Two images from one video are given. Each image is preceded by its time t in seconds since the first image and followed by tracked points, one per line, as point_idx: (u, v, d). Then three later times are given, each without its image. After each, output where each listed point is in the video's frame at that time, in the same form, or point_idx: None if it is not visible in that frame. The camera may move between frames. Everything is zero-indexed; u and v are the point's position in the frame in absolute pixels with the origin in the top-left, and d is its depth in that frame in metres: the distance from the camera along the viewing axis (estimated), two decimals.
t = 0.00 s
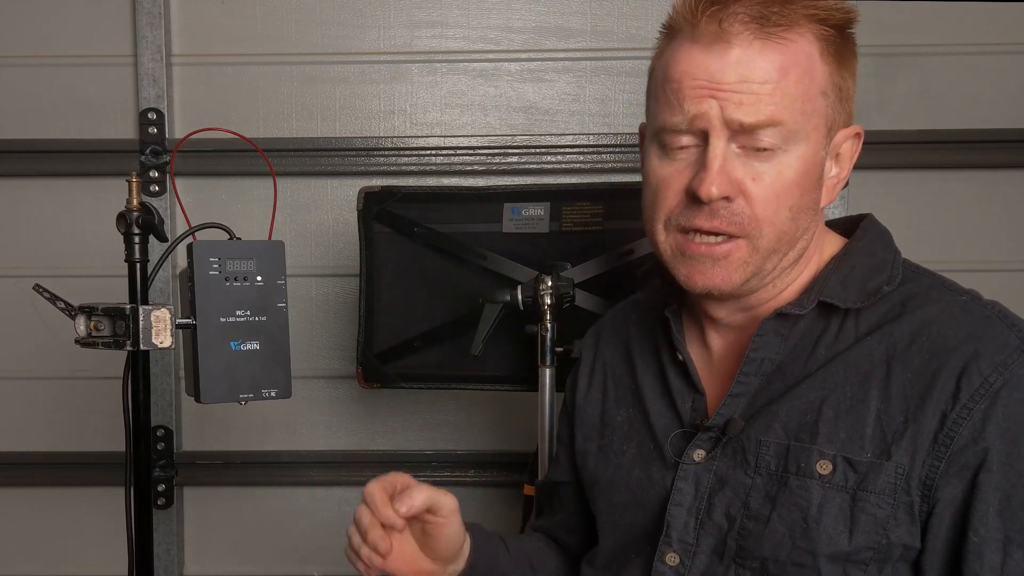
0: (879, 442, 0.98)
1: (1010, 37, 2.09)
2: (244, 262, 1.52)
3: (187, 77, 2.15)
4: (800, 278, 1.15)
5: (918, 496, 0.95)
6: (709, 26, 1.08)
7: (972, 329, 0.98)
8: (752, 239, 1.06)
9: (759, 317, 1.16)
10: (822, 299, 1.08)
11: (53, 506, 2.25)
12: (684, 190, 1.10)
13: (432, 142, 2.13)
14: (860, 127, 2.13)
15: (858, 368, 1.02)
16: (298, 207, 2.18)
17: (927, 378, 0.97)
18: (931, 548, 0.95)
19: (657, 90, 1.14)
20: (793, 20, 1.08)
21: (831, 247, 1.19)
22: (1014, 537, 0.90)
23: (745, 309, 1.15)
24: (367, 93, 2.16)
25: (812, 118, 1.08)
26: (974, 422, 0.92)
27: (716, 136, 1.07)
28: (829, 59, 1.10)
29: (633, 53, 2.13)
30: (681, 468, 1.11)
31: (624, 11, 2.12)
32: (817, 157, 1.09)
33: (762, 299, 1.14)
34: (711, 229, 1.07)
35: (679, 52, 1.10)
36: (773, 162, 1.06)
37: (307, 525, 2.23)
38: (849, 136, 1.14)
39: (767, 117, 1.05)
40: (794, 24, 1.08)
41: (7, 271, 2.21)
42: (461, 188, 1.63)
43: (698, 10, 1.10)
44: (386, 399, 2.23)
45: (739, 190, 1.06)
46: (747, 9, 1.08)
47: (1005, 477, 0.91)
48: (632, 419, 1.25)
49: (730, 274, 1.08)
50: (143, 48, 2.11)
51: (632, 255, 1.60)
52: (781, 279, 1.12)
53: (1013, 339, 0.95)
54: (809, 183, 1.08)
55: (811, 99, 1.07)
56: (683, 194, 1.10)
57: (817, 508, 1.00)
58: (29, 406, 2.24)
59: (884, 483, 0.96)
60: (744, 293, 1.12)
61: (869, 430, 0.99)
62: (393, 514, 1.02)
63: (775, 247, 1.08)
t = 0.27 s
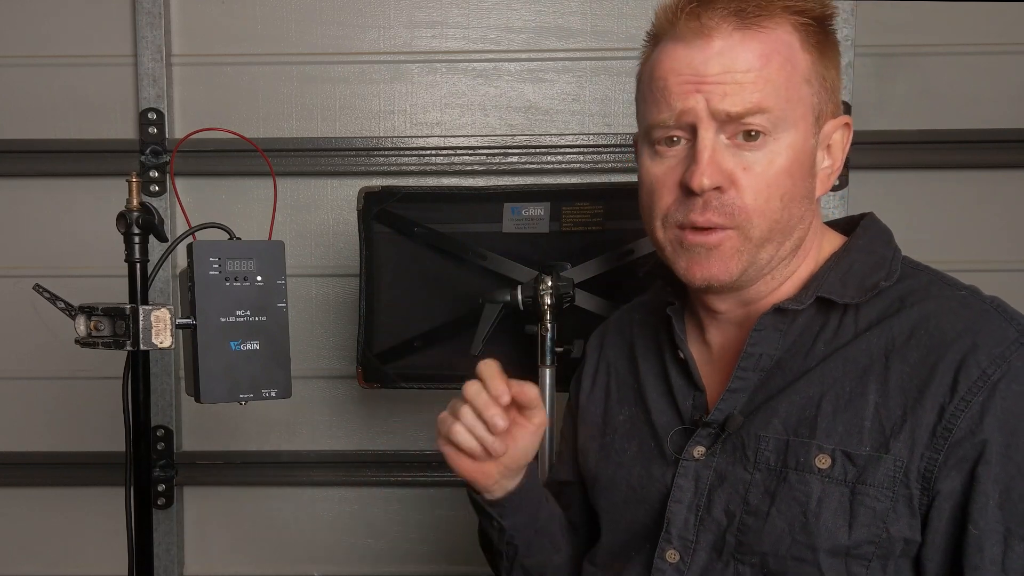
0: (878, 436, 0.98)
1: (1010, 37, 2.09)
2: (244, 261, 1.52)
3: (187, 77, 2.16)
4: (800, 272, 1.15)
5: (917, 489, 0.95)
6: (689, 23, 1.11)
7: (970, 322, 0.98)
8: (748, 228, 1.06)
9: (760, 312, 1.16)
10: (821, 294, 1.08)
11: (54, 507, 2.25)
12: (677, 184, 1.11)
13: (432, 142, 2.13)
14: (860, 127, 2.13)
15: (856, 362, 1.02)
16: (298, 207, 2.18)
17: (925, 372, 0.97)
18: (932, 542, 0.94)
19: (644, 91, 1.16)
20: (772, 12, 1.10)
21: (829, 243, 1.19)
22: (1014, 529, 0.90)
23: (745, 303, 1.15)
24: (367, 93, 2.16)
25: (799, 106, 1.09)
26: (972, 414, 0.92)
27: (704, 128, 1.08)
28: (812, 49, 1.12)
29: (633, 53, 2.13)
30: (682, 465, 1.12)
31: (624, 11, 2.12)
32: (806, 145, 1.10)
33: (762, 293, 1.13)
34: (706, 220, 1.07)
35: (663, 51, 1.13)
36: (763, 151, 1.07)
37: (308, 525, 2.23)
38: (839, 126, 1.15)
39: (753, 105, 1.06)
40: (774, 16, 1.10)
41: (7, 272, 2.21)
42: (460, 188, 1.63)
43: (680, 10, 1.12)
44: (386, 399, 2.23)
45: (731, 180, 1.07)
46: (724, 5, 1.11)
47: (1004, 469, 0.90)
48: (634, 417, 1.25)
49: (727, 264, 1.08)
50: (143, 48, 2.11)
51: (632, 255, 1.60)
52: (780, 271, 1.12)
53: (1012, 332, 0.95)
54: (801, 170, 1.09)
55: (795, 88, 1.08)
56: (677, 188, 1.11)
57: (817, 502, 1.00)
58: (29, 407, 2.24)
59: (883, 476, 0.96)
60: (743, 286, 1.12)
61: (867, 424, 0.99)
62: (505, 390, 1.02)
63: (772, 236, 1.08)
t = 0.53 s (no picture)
0: (881, 433, 0.98)
1: (1010, 37, 2.09)
2: (244, 261, 1.52)
3: (187, 77, 2.16)
4: (803, 269, 1.15)
5: (920, 486, 0.95)
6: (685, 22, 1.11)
7: (972, 320, 0.98)
8: (749, 222, 1.06)
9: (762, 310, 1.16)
10: (824, 293, 1.08)
11: (54, 507, 2.25)
12: (677, 181, 1.12)
13: (432, 142, 2.13)
14: (860, 127, 2.13)
15: (859, 360, 1.02)
16: (298, 207, 2.18)
17: (928, 369, 0.97)
18: (934, 538, 0.94)
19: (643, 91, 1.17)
20: (768, 9, 1.10)
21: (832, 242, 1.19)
22: (1014, 526, 0.90)
23: (749, 301, 1.15)
24: (367, 93, 2.16)
25: (798, 102, 1.09)
26: (974, 411, 0.92)
27: (703, 125, 1.08)
28: (810, 47, 1.12)
29: (633, 53, 2.13)
30: (686, 463, 1.12)
31: (624, 11, 2.12)
32: (805, 141, 1.09)
33: (765, 289, 1.13)
34: (706, 216, 1.08)
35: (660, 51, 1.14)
36: (762, 146, 1.07)
37: (308, 525, 2.23)
38: (839, 124, 1.15)
39: (751, 101, 1.06)
40: (770, 14, 1.10)
41: (7, 271, 2.21)
42: (461, 188, 1.63)
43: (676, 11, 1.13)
44: (386, 399, 2.23)
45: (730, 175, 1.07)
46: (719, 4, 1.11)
47: (1006, 466, 0.90)
48: (640, 418, 1.25)
49: (729, 260, 1.08)
50: (143, 48, 2.11)
51: (633, 255, 1.60)
52: (782, 267, 1.12)
53: (1015, 329, 0.95)
54: (801, 166, 1.09)
55: (793, 84, 1.08)
56: (677, 186, 1.11)
57: (819, 499, 1.00)
58: (29, 407, 2.24)
59: (886, 474, 0.96)
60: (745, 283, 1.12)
61: (870, 422, 0.99)
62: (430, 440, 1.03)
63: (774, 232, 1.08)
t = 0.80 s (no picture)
0: (886, 434, 0.98)
1: (1010, 37, 2.09)
2: (244, 262, 1.52)
3: (187, 77, 2.16)
4: (805, 270, 1.13)
5: (924, 487, 0.95)
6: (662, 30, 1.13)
7: (980, 321, 0.97)
8: (717, 221, 1.06)
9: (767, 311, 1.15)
10: (832, 293, 1.07)
11: (53, 507, 2.25)
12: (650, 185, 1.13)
13: (432, 142, 2.13)
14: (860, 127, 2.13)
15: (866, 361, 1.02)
16: (298, 207, 2.18)
17: (935, 370, 0.97)
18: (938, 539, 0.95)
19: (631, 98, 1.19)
20: (741, 12, 1.09)
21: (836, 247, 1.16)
22: (1018, 528, 0.90)
23: (752, 302, 1.14)
24: (367, 93, 2.16)
25: (778, 101, 1.06)
26: (980, 413, 0.92)
27: (675, 124, 1.09)
28: (799, 46, 1.09)
29: (633, 53, 2.13)
30: (694, 462, 1.12)
31: (624, 11, 2.13)
32: (779, 141, 1.06)
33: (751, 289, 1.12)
34: (675, 214, 1.08)
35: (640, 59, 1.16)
36: (737, 145, 1.05)
37: (308, 525, 2.23)
38: (840, 121, 1.11)
39: (723, 100, 1.05)
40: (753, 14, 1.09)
41: (7, 271, 2.21)
42: (460, 188, 1.64)
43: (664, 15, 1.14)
44: (386, 399, 2.23)
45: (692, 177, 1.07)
46: (703, 7, 1.11)
47: (1010, 468, 0.90)
48: (649, 417, 1.25)
49: (695, 258, 1.07)
50: (143, 48, 2.11)
51: (633, 255, 1.60)
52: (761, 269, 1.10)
53: None
54: (781, 166, 1.06)
55: (762, 84, 1.06)
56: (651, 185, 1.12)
57: (824, 500, 1.00)
58: (29, 407, 2.24)
59: (890, 474, 0.96)
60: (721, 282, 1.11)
61: (876, 423, 0.99)
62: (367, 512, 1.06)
63: (744, 232, 1.06)
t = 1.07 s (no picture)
0: (867, 444, 0.97)
1: (1010, 37, 2.09)
2: (244, 262, 1.52)
3: (187, 77, 2.16)
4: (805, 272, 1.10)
5: (899, 501, 0.94)
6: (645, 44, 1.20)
7: (975, 335, 0.94)
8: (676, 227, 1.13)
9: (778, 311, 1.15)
10: (829, 298, 1.06)
11: (54, 507, 2.25)
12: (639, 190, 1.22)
13: (432, 142, 2.13)
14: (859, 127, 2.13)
15: (858, 369, 1.01)
16: (298, 207, 2.18)
17: (923, 382, 0.95)
18: (911, 557, 0.93)
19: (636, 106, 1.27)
20: (702, 22, 1.13)
21: (846, 248, 1.11)
22: (993, 552, 0.87)
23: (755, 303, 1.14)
24: (367, 93, 2.16)
25: (724, 109, 1.08)
26: (960, 430, 0.89)
27: (642, 137, 1.16)
28: (753, 51, 1.09)
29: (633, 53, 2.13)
30: (692, 460, 1.12)
31: (624, 11, 2.13)
32: (730, 146, 1.08)
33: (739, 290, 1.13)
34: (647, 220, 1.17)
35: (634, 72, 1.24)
36: (686, 154, 1.10)
37: (308, 525, 2.23)
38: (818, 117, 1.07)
39: (668, 114, 1.10)
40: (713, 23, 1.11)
41: (7, 271, 2.21)
42: (460, 188, 1.63)
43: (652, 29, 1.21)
44: (386, 399, 2.23)
45: (654, 184, 1.15)
46: (676, 21, 1.16)
47: (988, 490, 0.87)
48: (665, 412, 1.27)
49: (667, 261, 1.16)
50: (143, 48, 2.11)
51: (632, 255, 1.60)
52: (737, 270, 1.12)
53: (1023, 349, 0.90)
54: (733, 171, 1.08)
55: (710, 92, 1.09)
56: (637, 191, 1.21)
57: (800, 507, 1.00)
58: (29, 406, 2.24)
59: (864, 486, 0.96)
60: (701, 284, 1.16)
61: (858, 433, 0.98)
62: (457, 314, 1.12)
63: (701, 237, 1.12)
